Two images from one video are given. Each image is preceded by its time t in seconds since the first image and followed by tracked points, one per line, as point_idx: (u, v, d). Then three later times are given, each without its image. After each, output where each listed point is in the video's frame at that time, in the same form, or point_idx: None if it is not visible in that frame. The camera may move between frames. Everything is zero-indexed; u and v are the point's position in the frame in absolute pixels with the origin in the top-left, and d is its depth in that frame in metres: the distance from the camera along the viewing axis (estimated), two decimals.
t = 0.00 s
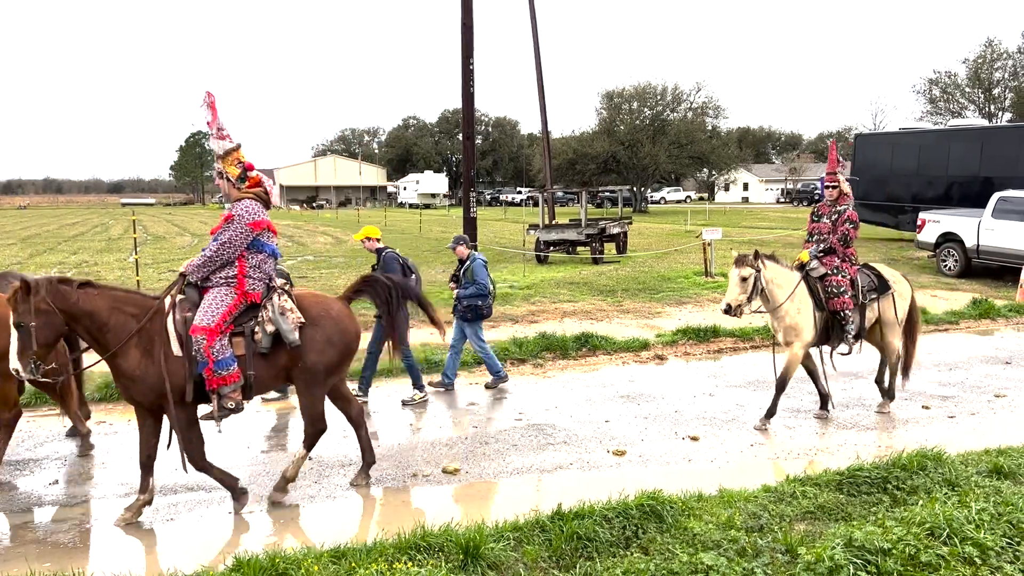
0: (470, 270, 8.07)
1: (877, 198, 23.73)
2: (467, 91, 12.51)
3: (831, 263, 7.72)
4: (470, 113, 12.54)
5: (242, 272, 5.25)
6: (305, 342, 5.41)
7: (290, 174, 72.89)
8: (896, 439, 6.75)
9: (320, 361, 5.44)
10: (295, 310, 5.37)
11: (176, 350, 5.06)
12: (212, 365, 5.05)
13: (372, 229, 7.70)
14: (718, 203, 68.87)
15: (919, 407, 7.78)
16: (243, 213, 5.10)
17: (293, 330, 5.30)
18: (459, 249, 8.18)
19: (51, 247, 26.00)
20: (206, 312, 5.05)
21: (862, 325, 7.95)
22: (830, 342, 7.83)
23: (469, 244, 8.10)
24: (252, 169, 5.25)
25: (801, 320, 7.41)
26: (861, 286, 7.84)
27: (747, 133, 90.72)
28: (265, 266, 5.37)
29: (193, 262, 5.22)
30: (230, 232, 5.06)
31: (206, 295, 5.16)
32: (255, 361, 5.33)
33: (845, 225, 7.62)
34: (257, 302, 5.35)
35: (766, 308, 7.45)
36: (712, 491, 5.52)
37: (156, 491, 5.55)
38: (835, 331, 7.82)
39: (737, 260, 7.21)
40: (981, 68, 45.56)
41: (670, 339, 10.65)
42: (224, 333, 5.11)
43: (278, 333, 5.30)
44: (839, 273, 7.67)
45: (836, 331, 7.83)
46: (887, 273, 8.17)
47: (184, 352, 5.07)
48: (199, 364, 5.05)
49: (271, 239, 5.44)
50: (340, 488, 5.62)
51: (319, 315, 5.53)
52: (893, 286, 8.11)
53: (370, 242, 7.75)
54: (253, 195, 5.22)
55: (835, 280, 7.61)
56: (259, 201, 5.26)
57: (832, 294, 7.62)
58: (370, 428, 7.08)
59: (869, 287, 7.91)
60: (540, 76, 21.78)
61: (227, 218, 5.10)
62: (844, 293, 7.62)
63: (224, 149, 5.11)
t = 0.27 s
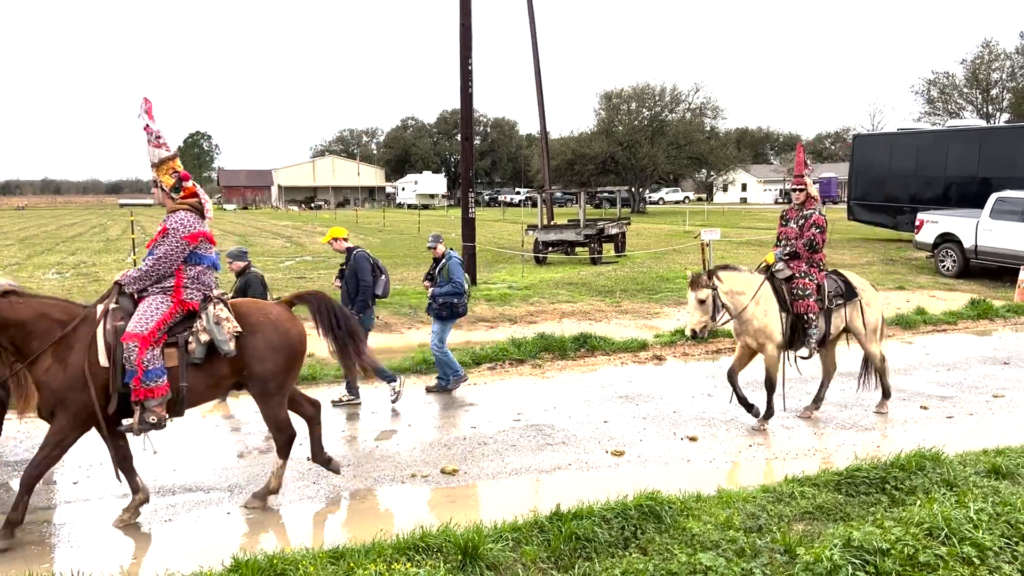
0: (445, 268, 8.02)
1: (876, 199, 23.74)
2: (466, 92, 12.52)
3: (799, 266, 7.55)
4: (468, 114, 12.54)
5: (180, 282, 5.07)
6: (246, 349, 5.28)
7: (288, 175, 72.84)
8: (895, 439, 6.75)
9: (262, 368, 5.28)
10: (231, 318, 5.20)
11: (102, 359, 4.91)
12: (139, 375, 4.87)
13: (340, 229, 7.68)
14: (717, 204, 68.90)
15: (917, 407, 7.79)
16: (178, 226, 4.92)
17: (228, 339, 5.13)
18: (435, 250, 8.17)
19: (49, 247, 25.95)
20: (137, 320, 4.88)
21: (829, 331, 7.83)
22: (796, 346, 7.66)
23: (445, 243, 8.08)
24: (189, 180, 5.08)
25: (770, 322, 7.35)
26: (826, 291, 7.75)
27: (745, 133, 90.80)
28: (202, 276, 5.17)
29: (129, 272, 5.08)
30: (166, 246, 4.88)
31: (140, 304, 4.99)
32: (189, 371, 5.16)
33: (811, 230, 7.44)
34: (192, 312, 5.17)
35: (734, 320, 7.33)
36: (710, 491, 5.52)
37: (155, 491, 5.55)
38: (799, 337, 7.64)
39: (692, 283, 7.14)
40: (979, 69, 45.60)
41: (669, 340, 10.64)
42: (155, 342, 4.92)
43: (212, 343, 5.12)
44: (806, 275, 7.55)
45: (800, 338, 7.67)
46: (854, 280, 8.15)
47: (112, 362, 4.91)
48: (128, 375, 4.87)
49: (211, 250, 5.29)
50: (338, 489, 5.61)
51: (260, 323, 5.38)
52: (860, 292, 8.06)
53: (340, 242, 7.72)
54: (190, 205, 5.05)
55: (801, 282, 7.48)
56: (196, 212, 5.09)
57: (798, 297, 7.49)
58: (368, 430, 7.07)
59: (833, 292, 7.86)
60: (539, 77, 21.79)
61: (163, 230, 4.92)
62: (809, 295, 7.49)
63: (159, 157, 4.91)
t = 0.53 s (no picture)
0: (423, 271, 7.96)
1: (873, 200, 23.76)
2: (465, 93, 12.53)
3: (763, 269, 7.43)
4: (467, 115, 12.55)
5: (100, 279, 4.87)
6: (178, 352, 5.14)
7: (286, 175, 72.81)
8: (893, 440, 6.76)
9: (197, 371, 5.15)
10: (158, 320, 5.04)
11: (22, 363, 4.76)
12: (57, 379, 4.70)
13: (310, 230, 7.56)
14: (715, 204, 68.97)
15: (915, 408, 7.79)
16: (104, 218, 4.77)
17: (153, 342, 4.99)
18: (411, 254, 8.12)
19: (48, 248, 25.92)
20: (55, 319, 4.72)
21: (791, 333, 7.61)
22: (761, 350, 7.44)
23: (422, 246, 8.04)
24: (121, 174, 4.92)
25: (738, 326, 7.10)
26: (791, 291, 7.57)
27: (743, 134, 90.90)
28: (129, 275, 4.99)
29: (51, 270, 4.92)
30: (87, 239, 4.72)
31: (61, 304, 4.83)
32: (116, 375, 5.01)
33: (776, 230, 7.36)
34: (118, 312, 5.01)
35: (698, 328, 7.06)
36: (708, 492, 5.52)
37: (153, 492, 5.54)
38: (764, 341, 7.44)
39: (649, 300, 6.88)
40: (977, 70, 45.62)
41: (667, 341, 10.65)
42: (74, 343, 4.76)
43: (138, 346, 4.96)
44: (770, 277, 7.40)
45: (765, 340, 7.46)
46: (819, 277, 7.96)
47: (31, 365, 4.77)
48: (44, 378, 4.71)
49: (142, 248, 5.13)
50: (336, 490, 5.61)
51: (194, 326, 5.22)
52: (825, 290, 7.86)
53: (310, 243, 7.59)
54: (120, 199, 4.89)
55: (766, 285, 7.32)
56: (127, 207, 4.92)
57: (762, 299, 7.32)
58: (367, 431, 7.06)
59: (799, 291, 7.66)
60: (538, 78, 21.81)
61: (87, 223, 4.77)
62: (775, 298, 7.31)
63: (90, 151, 4.77)
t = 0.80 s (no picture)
0: (396, 274, 7.78)
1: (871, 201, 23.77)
2: (462, 94, 12.53)
3: (727, 272, 7.07)
4: (465, 115, 12.55)
5: (27, 288, 4.65)
6: (109, 362, 4.95)
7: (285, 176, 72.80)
8: (891, 440, 6.77)
9: (128, 382, 4.96)
10: (90, 332, 4.83)
11: None
12: None
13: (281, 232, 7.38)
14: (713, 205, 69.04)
15: (913, 408, 7.80)
16: (25, 224, 4.55)
17: (82, 355, 4.78)
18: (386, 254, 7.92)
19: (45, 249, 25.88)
20: None
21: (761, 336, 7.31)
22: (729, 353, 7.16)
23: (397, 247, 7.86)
24: (41, 176, 4.70)
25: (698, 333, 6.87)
26: (756, 295, 7.24)
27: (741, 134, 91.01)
28: (60, 283, 4.79)
29: None
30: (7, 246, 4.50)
31: None
32: (44, 386, 4.83)
33: (738, 234, 7.05)
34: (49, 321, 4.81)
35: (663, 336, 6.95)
36: (706, 493, 5.53)
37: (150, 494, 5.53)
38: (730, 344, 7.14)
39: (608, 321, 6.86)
40: (974, 70, 45.67)
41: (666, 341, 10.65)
42: None
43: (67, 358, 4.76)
44: (735, 282, 7.04)
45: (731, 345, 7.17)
46: (788, 280, 7.69)
47: None
48: None
49: (72, 253, 4.92)
50: (334, 491, 5.61)
51: (124, 334, 5.03)
52: (794, 294, 7.62)
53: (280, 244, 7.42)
54: (41, 204, 4.68)
55: (730, 289, 6.98)
56: (48, 211, 4.71)
57: (726, 304, 6.97)
58: (365, 432, 7.05)
59: (766, 296, 7.32)
60: (536, 78, 21.82)
61: (7, 230, 4.55)
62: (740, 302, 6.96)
63: (8, 154, 4.56)
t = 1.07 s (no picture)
0: (371, 275, 7.72)
1: (869, 201, 23.80)
2: (461, 94, 12.53)
3: (700, 273, 6.94)
4: (463, 116, 12.55)
5: None
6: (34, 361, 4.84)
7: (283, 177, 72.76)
8: (888, 441, 6.77)
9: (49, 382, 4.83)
10: (20, 326, 4.78)
11: None
12: None
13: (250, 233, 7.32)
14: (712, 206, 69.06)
15: (911, 409, 7.81)
16: None
17: (11, 348, 4.72)
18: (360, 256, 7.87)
19: (44, 250, 25.87)
20: None
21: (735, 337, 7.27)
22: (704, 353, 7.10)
23: (371, 250, 7.84)
24: None
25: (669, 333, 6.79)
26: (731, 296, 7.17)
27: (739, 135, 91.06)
28: None
29: None
30: None
31: None
32: None
33: (707, 237, 6.94)
34: None
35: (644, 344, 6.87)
36: (703, 494, 5.53)
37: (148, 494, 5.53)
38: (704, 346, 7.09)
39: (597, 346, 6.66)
40: (972, 72, 45.68)
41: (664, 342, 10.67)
42: None
43: None
44: (709, 283, 6.93)
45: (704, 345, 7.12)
46: (764, 280, 7.67)
47: None
48: None
49: None
50: (333, 491, 5.61)
51: (55, 335, 4.95)
52: (770, 292, 7.59)
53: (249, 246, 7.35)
54: None
55: (703, 291, 6.89)
56: None
57: (700, 307, 6.90)
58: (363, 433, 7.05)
59: (742, 297, 7.26)
60: (534, 79, 21.84)
61: None
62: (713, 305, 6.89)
63: None
